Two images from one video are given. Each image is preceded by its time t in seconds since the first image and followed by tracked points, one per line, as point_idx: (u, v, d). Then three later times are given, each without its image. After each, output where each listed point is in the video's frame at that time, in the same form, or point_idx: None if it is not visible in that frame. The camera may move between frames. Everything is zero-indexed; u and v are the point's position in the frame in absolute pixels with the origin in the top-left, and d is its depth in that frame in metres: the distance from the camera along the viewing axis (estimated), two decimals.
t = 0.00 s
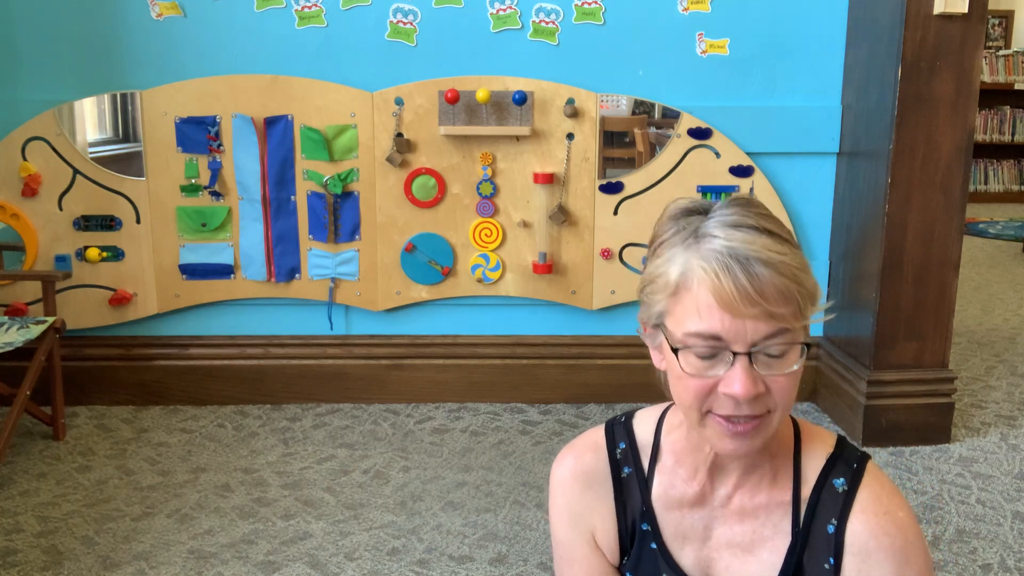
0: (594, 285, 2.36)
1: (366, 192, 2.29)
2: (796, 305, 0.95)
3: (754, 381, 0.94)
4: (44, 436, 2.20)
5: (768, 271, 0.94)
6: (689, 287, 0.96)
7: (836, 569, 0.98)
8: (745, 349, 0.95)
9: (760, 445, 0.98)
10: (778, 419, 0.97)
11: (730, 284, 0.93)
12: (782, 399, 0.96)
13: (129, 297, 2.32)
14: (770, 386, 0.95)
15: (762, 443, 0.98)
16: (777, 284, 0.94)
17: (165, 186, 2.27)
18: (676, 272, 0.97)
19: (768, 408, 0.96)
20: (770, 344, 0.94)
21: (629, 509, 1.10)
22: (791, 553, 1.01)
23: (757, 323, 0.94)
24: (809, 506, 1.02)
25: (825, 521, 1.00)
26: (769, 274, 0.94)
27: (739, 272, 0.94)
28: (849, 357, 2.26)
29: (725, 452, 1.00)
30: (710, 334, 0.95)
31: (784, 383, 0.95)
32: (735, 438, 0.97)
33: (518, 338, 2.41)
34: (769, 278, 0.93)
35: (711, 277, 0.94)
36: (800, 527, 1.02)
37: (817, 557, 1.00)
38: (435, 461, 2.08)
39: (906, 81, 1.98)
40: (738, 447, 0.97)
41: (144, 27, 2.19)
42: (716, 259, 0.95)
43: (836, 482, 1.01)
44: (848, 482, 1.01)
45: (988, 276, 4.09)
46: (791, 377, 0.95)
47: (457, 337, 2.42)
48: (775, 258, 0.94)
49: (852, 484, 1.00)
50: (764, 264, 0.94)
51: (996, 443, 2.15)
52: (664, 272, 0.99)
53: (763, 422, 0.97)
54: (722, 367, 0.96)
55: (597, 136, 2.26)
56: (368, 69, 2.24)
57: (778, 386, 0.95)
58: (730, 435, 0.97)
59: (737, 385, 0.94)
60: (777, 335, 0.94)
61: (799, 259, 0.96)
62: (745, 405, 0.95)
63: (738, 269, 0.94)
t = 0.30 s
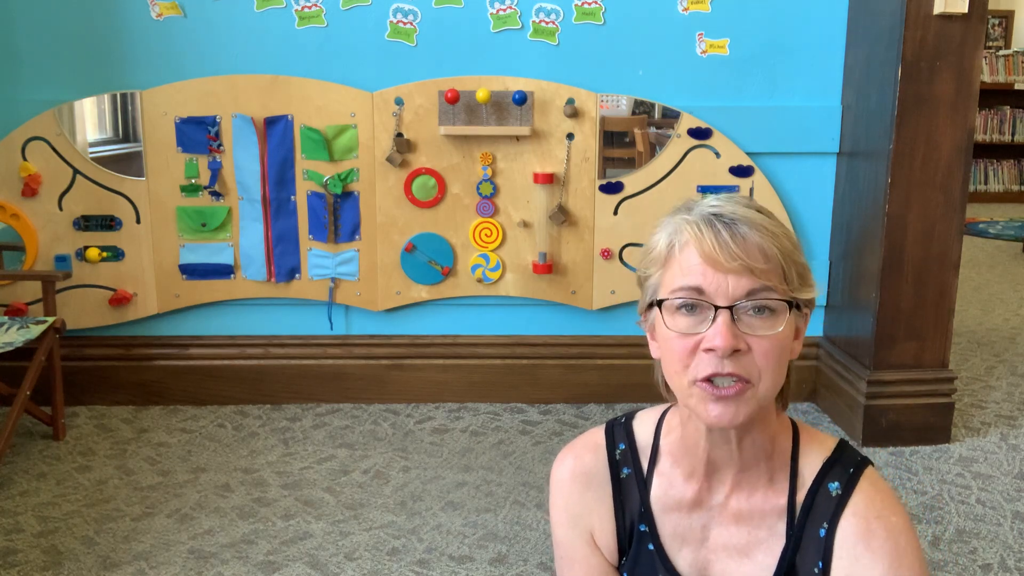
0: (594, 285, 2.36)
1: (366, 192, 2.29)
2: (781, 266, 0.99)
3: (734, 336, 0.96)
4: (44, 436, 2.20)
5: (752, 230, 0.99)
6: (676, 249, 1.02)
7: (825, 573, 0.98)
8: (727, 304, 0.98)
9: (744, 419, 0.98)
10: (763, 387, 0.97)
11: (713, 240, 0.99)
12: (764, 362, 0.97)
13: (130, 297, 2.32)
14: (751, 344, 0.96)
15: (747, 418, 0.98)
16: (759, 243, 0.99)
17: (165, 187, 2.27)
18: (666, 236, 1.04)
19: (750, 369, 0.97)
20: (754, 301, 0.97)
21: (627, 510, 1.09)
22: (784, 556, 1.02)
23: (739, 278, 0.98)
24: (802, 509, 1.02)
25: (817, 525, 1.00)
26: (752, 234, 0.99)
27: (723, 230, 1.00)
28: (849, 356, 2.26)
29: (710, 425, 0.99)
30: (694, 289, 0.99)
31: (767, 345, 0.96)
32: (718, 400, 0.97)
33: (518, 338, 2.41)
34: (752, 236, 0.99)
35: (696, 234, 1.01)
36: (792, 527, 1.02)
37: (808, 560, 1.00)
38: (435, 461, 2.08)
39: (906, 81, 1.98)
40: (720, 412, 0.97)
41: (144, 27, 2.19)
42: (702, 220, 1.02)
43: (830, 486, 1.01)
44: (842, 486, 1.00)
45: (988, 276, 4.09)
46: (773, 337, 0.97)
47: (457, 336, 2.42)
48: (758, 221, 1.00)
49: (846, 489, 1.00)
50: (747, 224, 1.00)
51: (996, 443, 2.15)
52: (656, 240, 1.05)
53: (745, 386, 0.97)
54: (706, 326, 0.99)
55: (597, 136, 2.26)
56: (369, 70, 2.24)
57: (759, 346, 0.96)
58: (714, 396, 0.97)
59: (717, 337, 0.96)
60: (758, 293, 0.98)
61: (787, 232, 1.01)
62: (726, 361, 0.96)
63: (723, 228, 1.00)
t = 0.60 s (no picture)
0: (594, 285, 2.36)
1: (366, 192, 2.29)
2: (782, 259, 0.99)
3: (737, 327, 0.96)
4: (44, 436, 2.20)
5: (751, 223, 1.00)
6: (677, 244, 1.03)
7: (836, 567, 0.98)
8: (729, 297, 0.98)
9: (750, 412, 0.97)
10: (768, 379, 0.96)
11: (713, 233, 1.00)
12: (768, 353, 0.96)
13: (130, 297, 2.32)
14: (754, 336, 0.96)
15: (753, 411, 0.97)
16: (759, 236, 0.99)
17: (165, 187, 2.27)
18: (666, 234, 1.05)
19: (755, 360, 0.96)
20: (755, 293, 0.97)
21: (632, 514, 1.09)
22: (792, 551, 1.02)
23: (740, 270, 0.98)
24: (811, 505, 1.02)
25: (826, 520, 1.00)
26: (752, 227, 1.00)
27: (723, 224, 1.00)
28: (849, 356, 2.26)
29: (716, 420, 0.98)
30: (696, 283, 0.99)
31: (770, 336, 0.96)
32: (723, 392, 0.96)
33: (518, 338, 2.41)
34: (752, 229, 0.99)
35: (696, 229, 1.01)
36: (801, 522, 1.02)
37: (818, 555, 1.00)
38: (435, 461, 2.08)
39: (906, 81, 1.98)
40: (726, 405, 0.96)
41: (144, 27, 2.19)
42: (702, 216, 1.02)
43: (837, 481, 1.01)
44: (850, 481, 1.00)
45: (988, 276, 4.09)
46: (777, 328, 0.96)
47: (457, 336, 2.42)
48: (758, 215, 1.01)
49: (854, 483, 1.00)
50: (747, 218, 1.00)
51: (996, 443, 2.15)
52: (656, 239, 1.06)
53: (750, 378, 0.96)
54: (708, 319, 0.98)
55: (597, 136, 2.26)
56: (369, 69, 2.24)
57: (763, 337, 0.96)
58: (720, 389, 0.96)
59: (720, 328, 0.96)
60: (758, 285, 0.98)
61: (787, 228, 1.02)
62: (729, 351, 0.95)
63: (723, 222, 1.00)
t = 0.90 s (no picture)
0: (594, 285, 2.36)
1: (366, 192, 2.29)
2: (785, 256, 0.99)
3: (741, 325, 0.96)
4: (44, 436, 2.20)
5: (754, 222, 1.00)
6: (681, 243, 1.03)
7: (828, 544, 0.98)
8: (733, 295, 0.97)
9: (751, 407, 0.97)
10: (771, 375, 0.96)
11: (716, 232, 1.00)
12: (772, 350, 0.96)
13: (130, 297, 2.32)
14: (758, 333, 0.96)
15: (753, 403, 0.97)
16: (762, 234, 0.99)
17: (165, 187, 2.27)
18: (670, 232, 1.04)
19: (758, 358, 0.96)
20: (758, 290, 0.97)
21: (632, 504, 1.09)
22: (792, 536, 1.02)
23: (743, 269, 0.98)
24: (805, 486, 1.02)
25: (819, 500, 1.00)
26: (755, 225, 0.99)
27: (725, 223, 1.00)
28: (849, 356, 2.26)
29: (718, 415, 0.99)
30: (700, 281, 0.99)
31: (774, 334, 0.96)
32: (726, 389, 0.96)
33: (518, 338, 2.41)
34: (754, 228, 0.99)
35: (699, 227, 1.01)
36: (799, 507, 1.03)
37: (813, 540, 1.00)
38: (435, 461, 2.08)
39: (906, 81, 1.98)
40: (728, 401, 0.96)
41: (144, 27, 2.19)
42: (705, 214, 1.02)
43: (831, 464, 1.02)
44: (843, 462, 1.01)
45: (988, 276, 4.09)
46: (781, 325, 0.96)
47: (457, 336, 2.42)
48: (761, 212, 1.00)
49: (847, 464, 1.00)
50: (750, 217, 1.00)
51: (996, 442, 2.15)
52: (660, 237, 1.06)
53: (753, 374, 0.96)
54: (713, 317, 0.98)
55: (597, 136, 2.26)
56: (369, 69, 2.24)
57: (766, 335, 0.95)
58: (724, 387, 0.96)
59: (724, 327, 0.95)
60: (763, 283, 0.97)
61: (790, 223, 1.02)
62: (733, 349, 0.95)
63: (725, 221, 1.00)
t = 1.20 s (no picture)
0: (594, 285, 2.36)
1: (366, 192, 2.29)
2: (781, 251, 0.99)
3: (735, 315, 0.96)
4: (44, 436, 2.20)
5: (752, 216, 1.00)
6: (679, 236, 1.03)
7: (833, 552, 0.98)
8: (728, 286, 0.97)
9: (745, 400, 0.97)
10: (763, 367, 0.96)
11: (714, 225, 1.00)
12: (765, 342, 0.96)
13: (130, 297, 2.32)
14: (752, 324, 0.96)
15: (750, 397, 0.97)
16: (760, 228, 0.99)
17: (165, 187, 2.27)
18: (668, 225, 1.04)
19: (751, 349, 0.96)
20: (753, 283, 0.97)
21: (631, 503, 1.09)
22: (789, 538, 1.01)
23: (740, 261, 0.98)
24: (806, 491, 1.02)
25: (821, 506, 1.00)
26: (752, 219, 1.00)
27: (724, 216, 1.00)
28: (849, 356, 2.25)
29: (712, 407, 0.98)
30: (697, 272, 0.99)
31: (767, 326, 0.96)
32: (720, 379, 0.96)
33: (518, 338, 2.41)
34: (752, 222, 0.99)
35: (698, 220, 1.01)
36: (797, 510, 1.02)
37: (815, 541, 1.00)
38: (435, 461, 2.08)
39: (906, 81, 1.98)
40: (721, 392, 0.96)
41: (144, 27, 2.19)
42: (704, 208, 1.02)
43: (831, 469, 1.01)
44: (844, 468, 1.01)
45: (988, 276, 4.09)
46: (774, 317, 0.96)
47: (457, 337, 2.42)
48: (759, 207, 1.01)
49: (848, 470, 1.00)
50: (748, 211, 1.00)
51: (996, 443, 2.15)
52: (659, 231, 1.06)
53: (747, 365, 0.96)
54: (708, 308, 0.98)
55: (597, 136, 2.26)
56: (369, 69, 2.24)
57: (760, 326, 0.96)
58: (717, 378, 0.96)
59: (718, 316, 0.96)
60: (759, 276, 0.97)
61: (786, 220, 1.02)
62: (727, 338, 0.95)
63: (724, 214, 1.00)
